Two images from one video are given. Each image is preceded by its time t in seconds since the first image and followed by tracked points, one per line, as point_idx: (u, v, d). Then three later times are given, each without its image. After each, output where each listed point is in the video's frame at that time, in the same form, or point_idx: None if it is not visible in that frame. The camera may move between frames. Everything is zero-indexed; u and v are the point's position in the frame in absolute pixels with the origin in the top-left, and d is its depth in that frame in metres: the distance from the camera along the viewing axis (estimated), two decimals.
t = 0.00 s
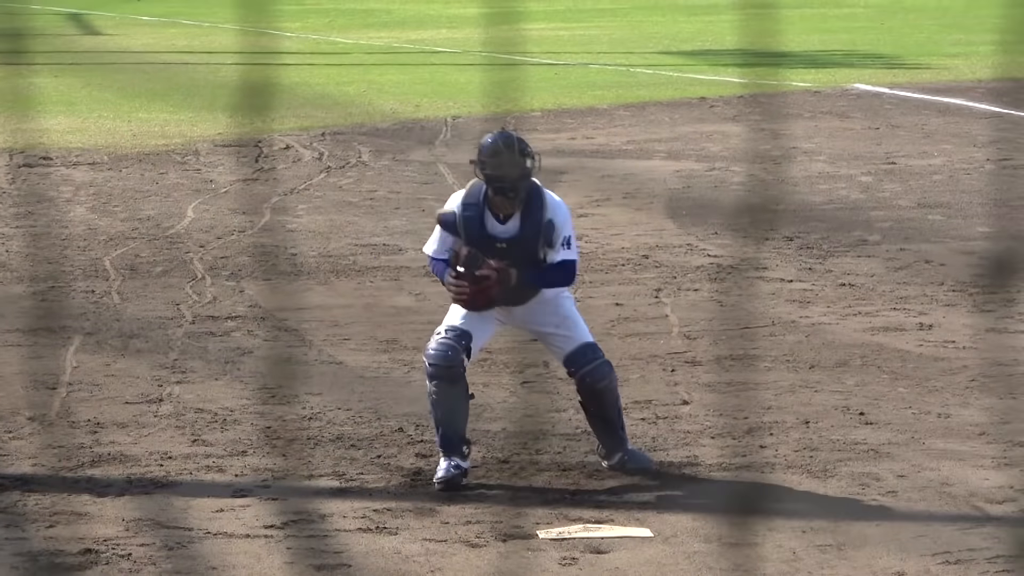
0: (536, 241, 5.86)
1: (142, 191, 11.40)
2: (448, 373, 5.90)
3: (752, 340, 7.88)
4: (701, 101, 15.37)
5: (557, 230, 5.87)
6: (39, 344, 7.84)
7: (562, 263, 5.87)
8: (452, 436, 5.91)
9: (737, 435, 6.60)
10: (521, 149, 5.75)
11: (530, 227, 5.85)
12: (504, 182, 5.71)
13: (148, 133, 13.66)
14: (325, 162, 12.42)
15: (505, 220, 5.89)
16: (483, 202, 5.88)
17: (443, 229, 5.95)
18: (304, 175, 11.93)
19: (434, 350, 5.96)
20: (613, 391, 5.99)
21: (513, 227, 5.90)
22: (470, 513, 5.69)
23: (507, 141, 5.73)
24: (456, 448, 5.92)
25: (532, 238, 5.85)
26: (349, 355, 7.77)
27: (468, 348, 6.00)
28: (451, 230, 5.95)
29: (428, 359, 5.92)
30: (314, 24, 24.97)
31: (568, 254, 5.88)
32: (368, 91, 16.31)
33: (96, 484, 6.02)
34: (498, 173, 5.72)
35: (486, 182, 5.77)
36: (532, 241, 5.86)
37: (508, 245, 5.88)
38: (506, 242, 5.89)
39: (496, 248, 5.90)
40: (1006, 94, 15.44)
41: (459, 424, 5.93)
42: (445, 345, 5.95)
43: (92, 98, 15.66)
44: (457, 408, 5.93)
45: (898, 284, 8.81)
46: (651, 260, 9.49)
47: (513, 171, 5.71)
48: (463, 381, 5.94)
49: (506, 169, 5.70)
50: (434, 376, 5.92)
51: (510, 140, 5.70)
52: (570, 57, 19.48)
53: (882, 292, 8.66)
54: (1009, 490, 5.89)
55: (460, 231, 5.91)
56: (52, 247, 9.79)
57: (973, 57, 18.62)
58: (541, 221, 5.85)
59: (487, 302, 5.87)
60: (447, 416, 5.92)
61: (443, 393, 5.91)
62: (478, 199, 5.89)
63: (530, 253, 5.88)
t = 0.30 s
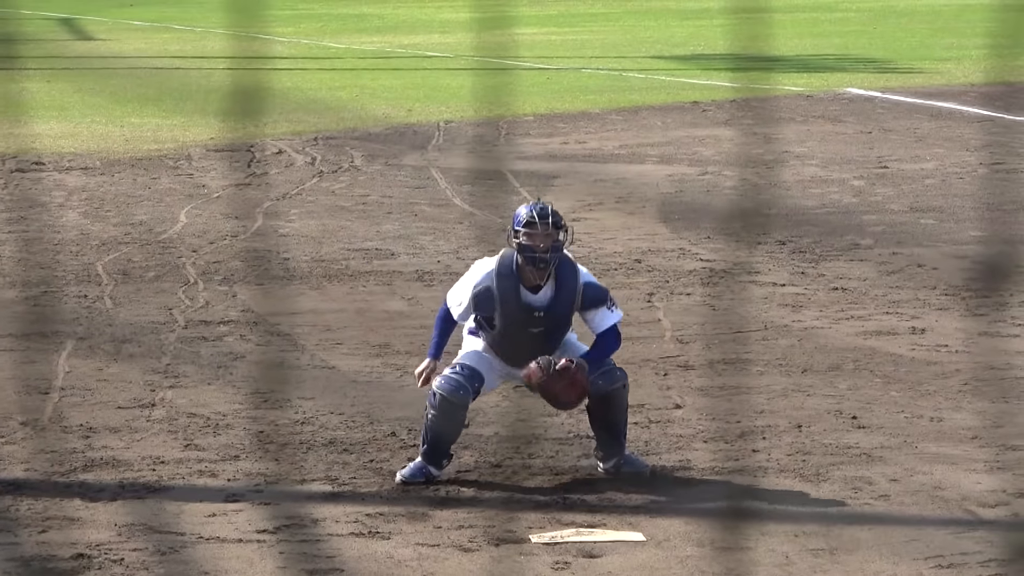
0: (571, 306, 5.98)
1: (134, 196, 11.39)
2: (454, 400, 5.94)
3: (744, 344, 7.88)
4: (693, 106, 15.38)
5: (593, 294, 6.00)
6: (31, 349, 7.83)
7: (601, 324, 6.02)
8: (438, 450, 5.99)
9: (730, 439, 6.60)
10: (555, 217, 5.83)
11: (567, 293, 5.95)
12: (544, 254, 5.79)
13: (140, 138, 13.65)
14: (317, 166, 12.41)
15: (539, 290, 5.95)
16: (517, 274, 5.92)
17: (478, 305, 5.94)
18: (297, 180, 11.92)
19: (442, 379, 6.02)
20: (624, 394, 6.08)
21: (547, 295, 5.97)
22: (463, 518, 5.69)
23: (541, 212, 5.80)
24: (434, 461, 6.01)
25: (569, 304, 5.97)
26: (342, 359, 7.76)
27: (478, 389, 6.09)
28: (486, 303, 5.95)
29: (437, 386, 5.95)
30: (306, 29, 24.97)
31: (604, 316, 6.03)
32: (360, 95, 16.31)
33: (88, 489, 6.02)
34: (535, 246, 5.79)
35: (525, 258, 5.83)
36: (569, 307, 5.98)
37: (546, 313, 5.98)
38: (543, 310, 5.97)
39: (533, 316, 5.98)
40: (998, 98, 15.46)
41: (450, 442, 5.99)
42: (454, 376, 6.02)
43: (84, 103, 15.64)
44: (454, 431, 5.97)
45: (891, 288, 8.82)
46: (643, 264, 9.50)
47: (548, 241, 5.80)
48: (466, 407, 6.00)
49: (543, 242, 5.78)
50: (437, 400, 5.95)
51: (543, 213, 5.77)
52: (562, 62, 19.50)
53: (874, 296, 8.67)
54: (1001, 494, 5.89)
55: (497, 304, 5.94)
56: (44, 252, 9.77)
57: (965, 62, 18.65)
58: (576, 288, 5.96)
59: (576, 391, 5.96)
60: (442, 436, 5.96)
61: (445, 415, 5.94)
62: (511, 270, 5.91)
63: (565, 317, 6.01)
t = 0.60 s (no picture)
0: (553, 340, 5.92)
1: (129, 201, 11.38)
2: (452, 409, 5.88)
3: (740, 348, 7.88)
4: (689, 109, 15.38)
5: (575, 330, 5.93)
6: (27, 354, 7.82)
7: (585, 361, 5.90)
8: (437, 455, 5.96)
9: (726, 443, 6.60)
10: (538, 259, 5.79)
11: (551, 330, 5.91)
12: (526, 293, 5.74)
13: (136, 142, 13.64)
14: (313, 170, 12.41)
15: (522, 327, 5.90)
16: (499, 310, 5.87)
17: (459, 342, 5.87)
18: (292, 184, 11.92)
19: (440, 387, 5.94)
20: (612, 400, 6.01)
21: (530, 332, 5.92)
22: (460, 522, 5.68)
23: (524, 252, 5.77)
24: (431, 468, 6.00)
25: (552, 339, 5.92)
26: (338, 363, 7.76)
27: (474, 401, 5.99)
28: (468, 340, 5.88)
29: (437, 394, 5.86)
30: (301, 33, 24.96)
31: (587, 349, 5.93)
32: (355, 99, 16.30)
33: (85, 493, 6.01)
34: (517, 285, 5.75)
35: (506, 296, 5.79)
36: (552, 342, 5.93)
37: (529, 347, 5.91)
38: (527, 347, 5.92)
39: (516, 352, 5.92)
40: (993, 101, 15.47)
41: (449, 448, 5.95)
42: (453, 386, 5.95)
43: (80, 107, 15.64)
44: (453, 438, 5.92)
45: (887, 291, 8.82)
46: (639, 268, 9.49)
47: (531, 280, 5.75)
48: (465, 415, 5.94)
49: (525, 282, 5.73)
50: (435, 409, 5.89)
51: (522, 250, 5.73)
52: (558, 65, 19.50)
53: (870, 299, 8.67)
54: (998, 497, 5.89)
55: (479, 340, 5.88)
56: (40, 257, 9.76)
57: (960, 64, 18.67)
58: (557, 324, 5.91)
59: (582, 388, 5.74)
60: (440, 442, 5.92)
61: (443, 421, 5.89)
62: (493, 308, 5.86)
63: (549, 353, 5.94)
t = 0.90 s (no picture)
0: (554, 347, 5.85)
1: (128, 202, 11.38)
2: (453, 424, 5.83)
3: (738, 348, 7.88)
4: (686, 110, 15.39)
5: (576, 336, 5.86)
6: (26, 356, 7.82)
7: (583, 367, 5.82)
8: (438, 465, 5.94)
9: (725, 444, 6.60)
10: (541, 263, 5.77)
11: (550, 334, 5.85)
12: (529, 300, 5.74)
13: (134, 143, 13.64)
14: (311, 171, 12.41)
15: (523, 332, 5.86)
16: (498, 314, 5.85)
17: (459, 345, 5.88)
18: (290, 185, 11.92)
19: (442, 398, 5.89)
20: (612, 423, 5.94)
21: (531, 336, 5.88)
22: (458, 523, 5.68)
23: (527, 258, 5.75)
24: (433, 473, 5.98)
25: (551, 344, 5.85)
26: (336, 364, 7.76)
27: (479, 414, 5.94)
28: (468, 343, 5.88)
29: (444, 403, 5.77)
30: (300, 34, 24.97)
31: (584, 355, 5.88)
32: (353, 100, 16.31)
33: (83, 495, 6.01)
34: (520, 290, 5.73)
35: (506, 299, 5.78)
36: (553, 347, 5.86)
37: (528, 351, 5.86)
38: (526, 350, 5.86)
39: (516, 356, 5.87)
40: (991, 101, 15.48)
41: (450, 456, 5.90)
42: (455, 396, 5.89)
43: (78, 108, 15.64)
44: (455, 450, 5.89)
45: (885, 292, 8.83)
46: (637, 268, 9.50)
47: (533, 286, 5.74)
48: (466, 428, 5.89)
49: (528, 287, 5.72)
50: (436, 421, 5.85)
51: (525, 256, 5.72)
52: (556, 66, 19.52)
53: (868, 299, 8.67)
54: (996, 497, 5.89)
55: (478, 344, 5.86)
56: (38, 258, 9.77)
57: (958, 65, 18.68)
58: (557, 330, 5.86)
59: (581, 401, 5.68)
60: (441, 453, 5.90)
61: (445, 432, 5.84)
62: (494, 312, 5.85)
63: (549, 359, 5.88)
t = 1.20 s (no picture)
0: (552, 338, 5.92)
1: (124, 203, 11.38)
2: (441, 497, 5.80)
3: (735, 348, 7.87)
4: (683, 110, 15.40)
5: (573, 331, 5.94)
6: (22, 356, 7.81)
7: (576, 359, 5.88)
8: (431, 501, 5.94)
9: (721, 444, 6.60)
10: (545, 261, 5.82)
11: (548, 327, 5.91)
12: (529, 305, 5.81)
13: (130, 144, 13.64)
14: (307, 172, 12.40)
15: (522, 322, 5.91)
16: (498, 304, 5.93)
17: (458, 331, 5.89)
18: (286, 186, 11.92)
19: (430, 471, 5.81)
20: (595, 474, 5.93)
21: (529, 329, 5.92)
22: (454, 523, 5.69)
23: (530, 263, 5.76)
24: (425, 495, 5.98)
25: (549, 336, 5.91)
26: (332, 365, 7.75)
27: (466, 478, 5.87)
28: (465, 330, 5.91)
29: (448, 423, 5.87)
30: (296, 35, 24.95)
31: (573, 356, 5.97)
32: (349, 101, 16.29)
33: (79, 495, 6.01)
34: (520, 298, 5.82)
35: (506, 291, 5.84)
36: (551, 341, 5.92)
37: (525, 340, 5.90)
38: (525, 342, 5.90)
39: (513, 345, 5.90)
40: (987, 101, 15.50)
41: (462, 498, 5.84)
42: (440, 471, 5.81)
43: (74, 109, 15.64)
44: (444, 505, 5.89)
45: (881, 292, 8.83)
46: (633, 269, 9.50)
47: (533, 293, 5.82)
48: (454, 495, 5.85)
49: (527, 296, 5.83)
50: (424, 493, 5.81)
51: (529, 258, 5.76)
52: (552, 66, 19.53)
53: (864, 299, 8.68)
54: (993, 497, 5.90)
55: (476, 330, 5.90)
56: (34, 259, 9.76)
57: (954, 65, 18.70)
58: (554, 325, 5.93)
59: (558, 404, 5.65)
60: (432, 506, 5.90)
61: (447, 478, 5.80)
62: (494, 304, 5.93)
63: (546, 351, 5.93)
